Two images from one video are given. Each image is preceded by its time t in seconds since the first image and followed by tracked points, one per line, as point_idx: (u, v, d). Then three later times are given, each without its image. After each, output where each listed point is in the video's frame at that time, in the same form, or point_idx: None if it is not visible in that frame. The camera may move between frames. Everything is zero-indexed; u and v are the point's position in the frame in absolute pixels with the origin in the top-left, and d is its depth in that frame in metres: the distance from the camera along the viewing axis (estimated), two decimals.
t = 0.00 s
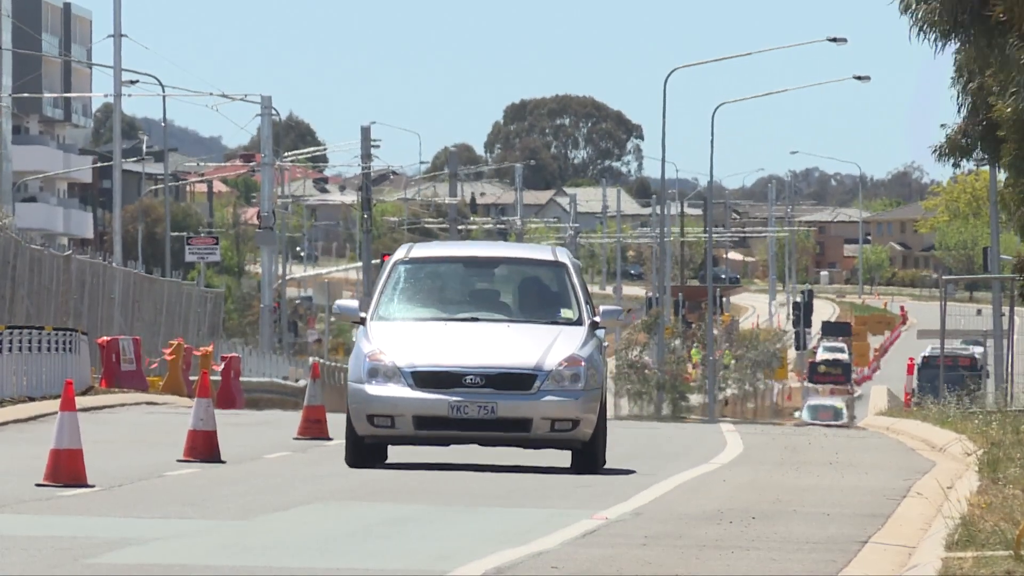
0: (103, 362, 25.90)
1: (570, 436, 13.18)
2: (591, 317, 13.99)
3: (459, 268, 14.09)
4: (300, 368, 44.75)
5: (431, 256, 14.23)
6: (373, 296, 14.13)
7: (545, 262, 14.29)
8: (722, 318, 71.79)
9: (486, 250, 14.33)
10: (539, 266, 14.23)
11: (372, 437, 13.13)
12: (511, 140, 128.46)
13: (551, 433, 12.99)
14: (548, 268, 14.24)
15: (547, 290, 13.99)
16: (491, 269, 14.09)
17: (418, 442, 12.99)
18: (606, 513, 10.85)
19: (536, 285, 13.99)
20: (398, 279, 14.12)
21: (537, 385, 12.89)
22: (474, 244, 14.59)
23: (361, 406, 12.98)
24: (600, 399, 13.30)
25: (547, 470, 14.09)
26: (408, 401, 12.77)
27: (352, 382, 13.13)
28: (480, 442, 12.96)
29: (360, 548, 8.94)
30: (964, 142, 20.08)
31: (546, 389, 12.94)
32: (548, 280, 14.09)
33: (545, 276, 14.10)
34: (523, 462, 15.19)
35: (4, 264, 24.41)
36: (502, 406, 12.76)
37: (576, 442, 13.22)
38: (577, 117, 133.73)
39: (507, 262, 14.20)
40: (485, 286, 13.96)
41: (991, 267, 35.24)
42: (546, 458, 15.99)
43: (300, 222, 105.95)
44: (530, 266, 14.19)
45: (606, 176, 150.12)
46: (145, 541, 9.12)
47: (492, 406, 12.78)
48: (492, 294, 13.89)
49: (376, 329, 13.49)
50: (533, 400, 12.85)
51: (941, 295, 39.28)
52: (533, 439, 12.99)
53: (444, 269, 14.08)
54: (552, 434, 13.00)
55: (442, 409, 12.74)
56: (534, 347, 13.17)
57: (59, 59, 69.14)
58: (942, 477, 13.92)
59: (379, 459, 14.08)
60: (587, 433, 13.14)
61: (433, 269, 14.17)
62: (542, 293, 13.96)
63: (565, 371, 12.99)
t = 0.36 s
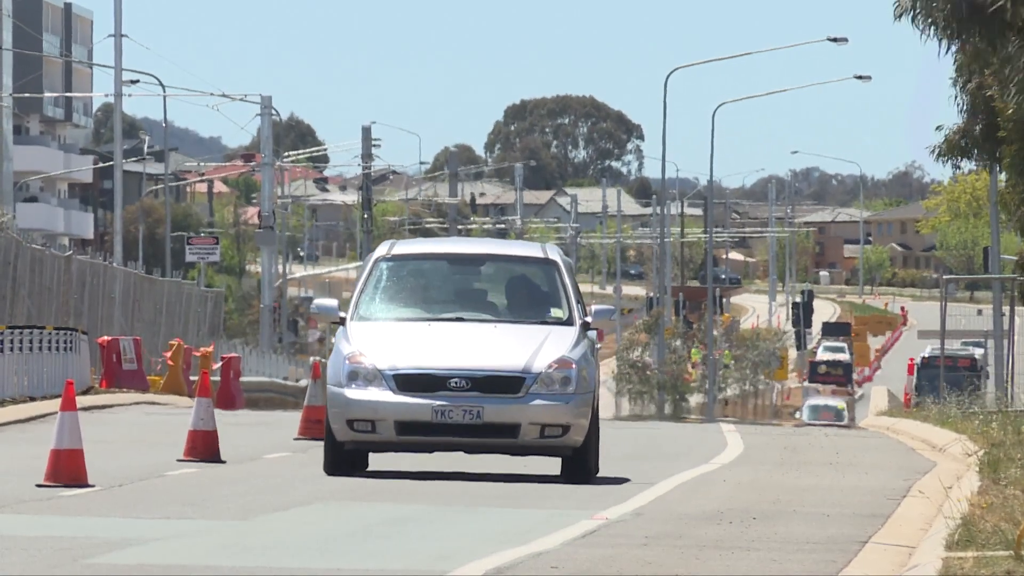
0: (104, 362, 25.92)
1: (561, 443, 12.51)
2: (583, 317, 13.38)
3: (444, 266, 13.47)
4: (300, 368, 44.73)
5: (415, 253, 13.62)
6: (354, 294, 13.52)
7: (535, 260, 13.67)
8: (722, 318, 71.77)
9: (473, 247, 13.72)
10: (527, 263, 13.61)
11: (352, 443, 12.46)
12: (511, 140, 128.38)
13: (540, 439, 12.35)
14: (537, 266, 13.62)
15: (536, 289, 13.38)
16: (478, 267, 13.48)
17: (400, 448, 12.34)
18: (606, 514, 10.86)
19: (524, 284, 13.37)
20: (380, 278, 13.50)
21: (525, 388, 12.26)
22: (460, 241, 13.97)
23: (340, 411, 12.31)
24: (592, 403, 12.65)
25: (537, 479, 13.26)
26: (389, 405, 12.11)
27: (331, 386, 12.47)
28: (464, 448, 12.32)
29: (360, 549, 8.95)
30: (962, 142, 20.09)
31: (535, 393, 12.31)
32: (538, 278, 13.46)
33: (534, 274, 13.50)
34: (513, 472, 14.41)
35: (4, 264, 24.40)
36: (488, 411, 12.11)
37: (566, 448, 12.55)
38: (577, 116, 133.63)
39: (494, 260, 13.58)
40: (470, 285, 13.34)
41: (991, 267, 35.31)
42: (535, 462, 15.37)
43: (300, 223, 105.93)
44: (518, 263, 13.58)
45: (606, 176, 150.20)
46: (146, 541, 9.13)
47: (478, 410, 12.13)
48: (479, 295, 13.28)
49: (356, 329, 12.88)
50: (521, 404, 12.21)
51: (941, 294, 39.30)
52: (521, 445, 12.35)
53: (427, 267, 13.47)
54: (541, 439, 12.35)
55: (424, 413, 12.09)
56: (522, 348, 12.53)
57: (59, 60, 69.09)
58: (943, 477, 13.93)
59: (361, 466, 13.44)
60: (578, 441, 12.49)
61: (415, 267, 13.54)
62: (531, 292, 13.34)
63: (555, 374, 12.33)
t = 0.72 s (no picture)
0: (104, 362, 25.91)
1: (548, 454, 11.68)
2: (573, 320, 12.59)
3: (427, 264, 12.69)
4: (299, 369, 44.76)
5: (396, 251, 12.82)
6: (332, 294, 12.70)
7: (524, 259, 12.90)
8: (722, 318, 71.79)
9: (457, 246, 12.93)
10: (515, 263, 12.82)
11: (327, 453, 11.61)
12: (511, 140, 128.41)
13: (526, 450, 11.52)
14: (526, 266, 12.84)
15: (525, 290, 12.59)
16: (464, 266, 12.69)
17: (380, 458, 11.50)
18: (606, 514, 10.86)
19: (512, 284, 12.59)
20: (359, 276, 12.71)
21: (511, 396, 11.43)
22: (443, 239, 13.18)
23: (315, 418, 11.48)
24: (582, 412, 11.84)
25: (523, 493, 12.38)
26: (368, 413, 11.30)
27: (306, 392, 11.65)
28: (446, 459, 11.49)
29: (360, 549, 8.95)
30: (962, 141, 20.14)
31: (521, 402, 11.48)
32: (526, 278, 12.68)
33: (522, 274, 12.72)
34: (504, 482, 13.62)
35: (4, 264, 24.40)
36: (473, 419, 11.29)
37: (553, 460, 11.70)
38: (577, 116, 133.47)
39: (480, 258, 12.79)
40: (454, 285, 12.55)
41: (991, 268, 35.37)
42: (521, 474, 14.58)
43: (300, 223, 105.98)
44: (505, 262, 12.79)
45: (606, 176, 150.40)
46: (146, 541, 9.13)
47: (461, 419, 11.32)
48: (464, 295, 12.49)
49: (333, 332, 12.07)
50: (507, 412, 11.39)
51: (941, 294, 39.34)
52: (505, 457, 11.52)
53: (410, 266, 12.67)
54: (527, 450, 11.52)
55: (404, 422, 11.27)
56: (509, 353, 11.72)
57: (59, 60, 69.09)
58: (943, 477, 13.93)
59: (336, 477, 12.62)
60: (566, 452, 11.66)
61: (397, 266, 12.74)
62: (519, 293, 12.56)
63: (543, 381, 11.52)
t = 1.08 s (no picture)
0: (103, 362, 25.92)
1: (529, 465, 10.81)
2: (559, 324, 11.70)
3: (405, 264, 11.80)
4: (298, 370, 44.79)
5: (372, 249, 11.95)
6: (302, 294, 11.80)
7: (508, 258, 12.04)
8: (722, 319, 71.77)
9: (437, 245, 12.05)
10: (499, 262, 11.96)
11: (294, 463, 10.75)
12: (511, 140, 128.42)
13: (507, 461, 10.66)
14: (510, 266, 11.97)
15: (508, 292, 11.72)
16: (443, 265, 11.80)
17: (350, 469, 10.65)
18: (606, 513, 10.85)
19: (496, 284, 11.73)
20: (333, 275, 11.81)
21: (491, 404, 10.58)
22: (423, 236, 12.30)
23: (282, 425, 10.62)
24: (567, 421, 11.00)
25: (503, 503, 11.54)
26: (338, 422, 10.44)
27: (272, 398, 10.79)
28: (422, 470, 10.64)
29: (360, 548, 8.95)
30: (962, 140, 20.16)
31: (502, 410, 10.63)
32: (510, 278, 11.82)
33: (506, 275, 11.84)
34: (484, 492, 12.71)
35: (4, 264, 24.39)
36: (450, 429, 10.45)
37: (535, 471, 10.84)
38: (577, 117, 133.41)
39: (462, 257, 11.92)
40: (433, 284, 11.66)
41: (990, 268, 35.40)
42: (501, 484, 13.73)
43: (300, 223, 106.07)
44: (488, 262, 11.92)
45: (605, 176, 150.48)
46: (145, 541, 9.13)
47: (439, 429, 10.46)
48: (444, 295, 11.60)
49: (303, 334, 11.19)
50: (488, 421, 10.54)
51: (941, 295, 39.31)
52: (486, 468, 10.66)
53: (386, 265, 11.79)
54: (508, 461, 10.67)
55: (376, 431, 10.42)
56: (490, 358, 10.86)
57: (59, 59, 69.12)
58: (942, 477, 13.94)
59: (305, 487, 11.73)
60: (548, 464, 10.81)
61: (373, 265, 11.85)
62: (502, 294, 11.69)
63: (525, 389, 10.68)
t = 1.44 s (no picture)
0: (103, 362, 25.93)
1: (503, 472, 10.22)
2: (535, 323, 11.17)
3: (373, 260, 11.26)
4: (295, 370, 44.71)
5: (339, 245, 11.42)
6: (266, 292, 11.26)
7: (482, 254, 11.50)
8: (721, 320, 71.69)
9: (408, 240, 11.51)
10: (472, 259, 11.43)
11: (253, 471, 10.17)
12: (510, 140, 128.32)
13: (479, 466, 10.10)
14: (484, 261, 11.45)
15: (483, 290, 11.19)
16: (414, 261, 11.26)
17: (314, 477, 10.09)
18: (606, 514, 10.85)
19: (469, 282, 11.19)
20: (297, 273, 11.29)
21: (462, 407, 10.03)
22: (391, 232, 11.78)
23: (241, 431, 10.08)
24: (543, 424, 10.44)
25: (477, 513, 10.95)
26: (299, 427, 9.89)
27: (230, 404, 10.23)
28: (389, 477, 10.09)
29: (359, 548, 8.93)
30: (964, 142, 20.13)
31: (473, 412, 10.08)
32: (484, 275, 11.30)
33: (481, 271, 11.31)
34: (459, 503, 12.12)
35: (3, 263, 24.39)
36: (417, 434, 9.91)
37: (509, 479, 10.25)
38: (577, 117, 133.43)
39: (432, 253, 11.38)
40: (403, 281, 11.12)
41: (990, 268, 35.33)
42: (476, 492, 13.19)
43: (300, 222, 106.06)
44: (462, 258, 11.39)
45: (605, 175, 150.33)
46: (145, 541, 9.12)
47: (407, 432, 9.92)
48: (414, 293, 11.07)
49: (264, 334, 10.66)
50: (458, 425, 9.99)
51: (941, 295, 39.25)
52: (458, 475, 10.10)
53: (353, 262, 11.26)
54: (481, 466, 10.11)
55: (341, 435, 9.87)
56: (462, 359, 10.30)
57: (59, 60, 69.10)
58: (942, 476, 13.92)
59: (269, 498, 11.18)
60: (523, 470, 10.24)
61: (339, 262, 11.34)
62: (476, 292, 11.16)
63: (499, 391, 10.13)
